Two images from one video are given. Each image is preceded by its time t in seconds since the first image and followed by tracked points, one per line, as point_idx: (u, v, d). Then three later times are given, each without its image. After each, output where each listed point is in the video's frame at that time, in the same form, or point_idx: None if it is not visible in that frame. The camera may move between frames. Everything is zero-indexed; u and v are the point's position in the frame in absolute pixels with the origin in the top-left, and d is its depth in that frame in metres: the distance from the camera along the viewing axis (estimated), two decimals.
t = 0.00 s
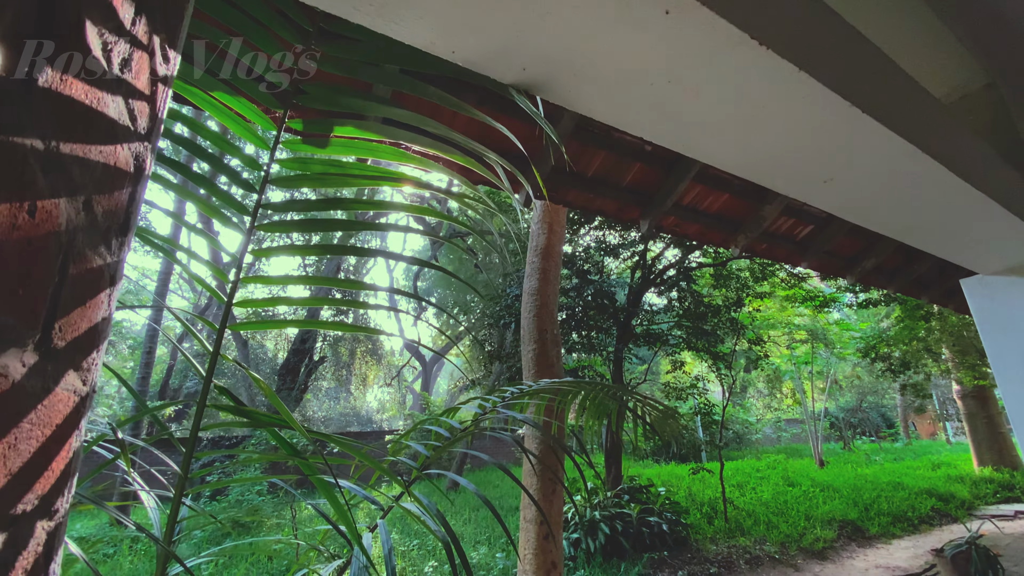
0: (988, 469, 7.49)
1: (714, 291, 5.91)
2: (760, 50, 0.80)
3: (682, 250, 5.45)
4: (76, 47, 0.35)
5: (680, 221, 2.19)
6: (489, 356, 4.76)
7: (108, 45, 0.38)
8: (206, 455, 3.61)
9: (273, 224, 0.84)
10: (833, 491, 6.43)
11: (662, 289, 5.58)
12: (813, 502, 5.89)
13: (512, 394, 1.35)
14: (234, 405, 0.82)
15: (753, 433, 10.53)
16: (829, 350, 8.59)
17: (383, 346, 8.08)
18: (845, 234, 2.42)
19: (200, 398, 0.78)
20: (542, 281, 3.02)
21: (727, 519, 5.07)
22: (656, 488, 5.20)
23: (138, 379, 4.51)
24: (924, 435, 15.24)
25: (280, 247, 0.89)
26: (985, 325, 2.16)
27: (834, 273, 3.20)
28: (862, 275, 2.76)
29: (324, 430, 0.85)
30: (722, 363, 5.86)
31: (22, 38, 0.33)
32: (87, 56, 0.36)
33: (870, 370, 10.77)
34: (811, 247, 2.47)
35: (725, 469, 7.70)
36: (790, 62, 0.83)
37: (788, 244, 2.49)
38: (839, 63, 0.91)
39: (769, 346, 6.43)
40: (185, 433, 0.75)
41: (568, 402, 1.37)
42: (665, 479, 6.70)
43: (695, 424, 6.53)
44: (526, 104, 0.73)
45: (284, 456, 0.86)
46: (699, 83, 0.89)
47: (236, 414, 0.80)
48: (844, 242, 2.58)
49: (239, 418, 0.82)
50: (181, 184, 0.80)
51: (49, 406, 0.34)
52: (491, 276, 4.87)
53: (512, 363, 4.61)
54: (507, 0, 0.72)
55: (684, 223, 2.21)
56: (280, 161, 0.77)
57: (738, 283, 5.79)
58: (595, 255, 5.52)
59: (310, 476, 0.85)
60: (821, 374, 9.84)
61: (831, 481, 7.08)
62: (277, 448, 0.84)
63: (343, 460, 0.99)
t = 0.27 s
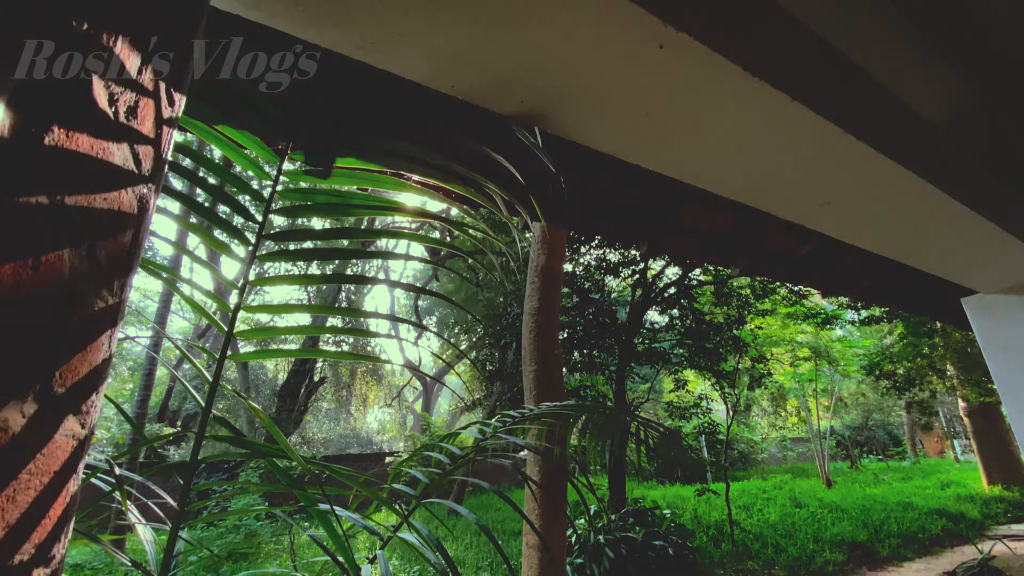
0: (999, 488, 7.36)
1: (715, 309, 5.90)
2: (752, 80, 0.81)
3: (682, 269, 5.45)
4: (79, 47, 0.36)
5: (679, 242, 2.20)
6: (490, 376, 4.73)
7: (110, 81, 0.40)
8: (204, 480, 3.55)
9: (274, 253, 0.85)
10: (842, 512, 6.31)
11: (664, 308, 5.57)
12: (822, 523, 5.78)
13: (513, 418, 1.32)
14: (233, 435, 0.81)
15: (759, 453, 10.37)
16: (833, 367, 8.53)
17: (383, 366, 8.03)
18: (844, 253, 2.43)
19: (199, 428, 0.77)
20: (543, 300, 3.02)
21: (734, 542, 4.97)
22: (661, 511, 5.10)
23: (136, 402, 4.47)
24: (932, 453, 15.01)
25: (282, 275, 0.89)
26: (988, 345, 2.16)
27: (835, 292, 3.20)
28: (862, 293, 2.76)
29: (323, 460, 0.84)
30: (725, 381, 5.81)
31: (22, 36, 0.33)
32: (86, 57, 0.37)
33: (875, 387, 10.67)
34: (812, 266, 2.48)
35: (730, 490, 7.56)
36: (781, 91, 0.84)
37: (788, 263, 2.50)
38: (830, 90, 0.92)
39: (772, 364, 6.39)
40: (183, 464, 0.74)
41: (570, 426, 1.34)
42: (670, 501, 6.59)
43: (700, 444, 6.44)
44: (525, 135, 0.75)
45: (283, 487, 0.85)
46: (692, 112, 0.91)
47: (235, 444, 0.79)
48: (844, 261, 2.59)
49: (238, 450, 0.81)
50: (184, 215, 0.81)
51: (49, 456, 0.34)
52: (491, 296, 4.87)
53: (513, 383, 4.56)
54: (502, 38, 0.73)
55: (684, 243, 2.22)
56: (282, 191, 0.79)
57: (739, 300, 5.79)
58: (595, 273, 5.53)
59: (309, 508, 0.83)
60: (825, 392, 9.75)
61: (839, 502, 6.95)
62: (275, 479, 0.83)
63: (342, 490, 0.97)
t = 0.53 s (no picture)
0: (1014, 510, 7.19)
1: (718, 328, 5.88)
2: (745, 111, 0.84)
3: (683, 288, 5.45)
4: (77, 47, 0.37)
5: (680, 263, 2.21)
6: (492, 399, 4.68)
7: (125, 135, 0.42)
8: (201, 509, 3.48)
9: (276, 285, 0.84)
10: (854, 537, 6.15)
11: (666, 327, 5.54)
12: (833, 548, 5.63)
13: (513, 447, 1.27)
14: (232, 469, 0.80)
15: (767, 475, 10.18)
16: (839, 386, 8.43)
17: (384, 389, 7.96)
18: (845, 273, 2.43)
19: (198, 462, 0.76)
20: (545, 323, 3.01)
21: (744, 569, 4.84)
22: (668, 536, 4.99)
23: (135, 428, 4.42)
24: (944, 474, 14.69)
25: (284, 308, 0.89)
26: (993, 365, 2.17)
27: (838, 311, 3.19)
28: (865, 313, 2.75)
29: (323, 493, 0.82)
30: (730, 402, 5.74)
31: (22, 38, 0.34)
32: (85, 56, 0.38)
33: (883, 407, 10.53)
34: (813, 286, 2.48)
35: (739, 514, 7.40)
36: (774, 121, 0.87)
37: (789, 284, 2.50)
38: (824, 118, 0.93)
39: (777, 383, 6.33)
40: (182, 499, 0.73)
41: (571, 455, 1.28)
42: (677, 526, 6.44)
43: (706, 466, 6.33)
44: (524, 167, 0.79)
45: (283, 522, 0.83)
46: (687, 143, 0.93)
47: (234, 478, 0.78)
48: (846, 281, 2.59)
49: (236, 484, 0.80)
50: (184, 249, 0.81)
51: (49, 513, 0.34)
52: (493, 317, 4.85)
53: (515, 407, 4.51)
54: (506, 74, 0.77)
55: (685, 265, 2.23)
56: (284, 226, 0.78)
57: (742, 320, 5.77)
58: (597, 293, 5.53)
59: (309, 544, 0.81)
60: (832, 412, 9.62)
61: (851, 525, 6.79)
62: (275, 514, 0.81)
63: (340, 525, 0.95)
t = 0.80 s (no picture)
0: None
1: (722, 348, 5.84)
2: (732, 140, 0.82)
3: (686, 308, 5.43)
4: (77, 48, 0.40)
5: (682, 286, 2.21)
6: (495, 422, 4.61)
7: (136, 202, 0.42)
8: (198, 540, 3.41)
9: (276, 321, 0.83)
10: (869, 562, 5.98)
11: (670, 348, 5.51)
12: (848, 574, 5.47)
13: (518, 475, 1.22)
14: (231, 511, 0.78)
15: (776, 498, 9.96)
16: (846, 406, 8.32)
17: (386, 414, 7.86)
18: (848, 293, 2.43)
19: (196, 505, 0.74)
20: (548, 347, 2.99)
21: None
22: (677, 563, 4.85)
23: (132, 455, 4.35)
24: (958, 495, 14.36)
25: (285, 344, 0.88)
26: (1003, 389, 2.15)
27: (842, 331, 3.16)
28: (870, 333, 2.73)
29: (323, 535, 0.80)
30: (736, 423, 5.66)
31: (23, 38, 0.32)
32: (86, 56, 0.40)
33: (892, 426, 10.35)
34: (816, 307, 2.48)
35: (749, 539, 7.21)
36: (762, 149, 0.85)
37: (792, 305, 2.49)
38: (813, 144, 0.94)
39: (783, 403, 6.25)
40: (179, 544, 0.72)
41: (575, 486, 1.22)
42: (686, 553, 6.27)
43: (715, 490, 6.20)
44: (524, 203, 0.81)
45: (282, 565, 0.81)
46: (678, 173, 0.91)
47: (234, 519, 0.77)
48: (848, 301, 2.58)
49: (241, 525, 0.79)
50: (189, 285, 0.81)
51: (50, 574, 0.33)
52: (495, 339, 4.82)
53: (518, 430, 4.44)
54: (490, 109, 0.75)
55: (687, 287, 2.23)
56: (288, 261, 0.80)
57: (746, 339, 5.74)
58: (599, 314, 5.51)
59: None
60: (841, 432, 9.46)
61: (865, 550, 6.61)
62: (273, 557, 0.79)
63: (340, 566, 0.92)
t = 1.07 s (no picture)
0: None
1: (727, 372, 5.77)
2: (738, 188, 0.80)
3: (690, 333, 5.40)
4: (78, 45, 0.29)
5: (684, 312, 2.20)
6: (498, 452, 4.54)
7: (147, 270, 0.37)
8: None
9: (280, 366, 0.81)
10: None
11: (675, 373, 5.45)
12: None
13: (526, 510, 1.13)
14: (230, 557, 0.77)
15: (788, 526, 9.69)
16: (855, 430, 8.18)
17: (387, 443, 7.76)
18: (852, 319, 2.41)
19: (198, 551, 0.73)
20: (550, 375, 2.96)
21: None
22: None
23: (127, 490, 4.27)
24: (974, 521, 13.96)
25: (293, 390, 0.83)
26: (1011, 414, 2.14)
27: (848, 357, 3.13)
28: (876, 359, 2.71)
29: None
30: (744, 450, 5.55)
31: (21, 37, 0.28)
32: (89, 56, 0.29)
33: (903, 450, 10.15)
34: (820, 332, 2.46)
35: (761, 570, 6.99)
36: (769, 195, 0.83)
37: (796, 331, 2.47)
38: (819, 187, 0.93)
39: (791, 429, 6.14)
40: None
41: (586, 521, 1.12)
42: None
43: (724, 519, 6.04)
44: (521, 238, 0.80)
45: None
46: (683, 220, 0.89)
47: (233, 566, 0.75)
48: (852, 326, 2.56)
49: (236, 572, 0.77)
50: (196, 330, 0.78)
51: None
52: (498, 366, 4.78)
53: (523, 460, 4.33)
54: (491, 165, 0.73)
55: (690, 314, 2.22)
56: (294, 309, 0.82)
57: (751, 363, 5.67)
58: (603, 340, 5.48)
59: None
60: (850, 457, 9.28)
61: None
62: None
63: None
